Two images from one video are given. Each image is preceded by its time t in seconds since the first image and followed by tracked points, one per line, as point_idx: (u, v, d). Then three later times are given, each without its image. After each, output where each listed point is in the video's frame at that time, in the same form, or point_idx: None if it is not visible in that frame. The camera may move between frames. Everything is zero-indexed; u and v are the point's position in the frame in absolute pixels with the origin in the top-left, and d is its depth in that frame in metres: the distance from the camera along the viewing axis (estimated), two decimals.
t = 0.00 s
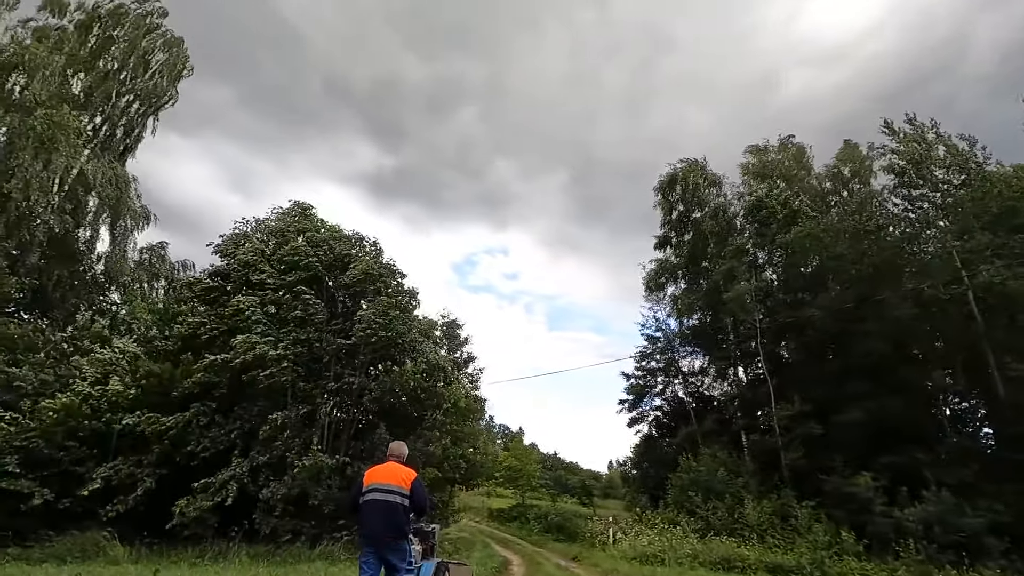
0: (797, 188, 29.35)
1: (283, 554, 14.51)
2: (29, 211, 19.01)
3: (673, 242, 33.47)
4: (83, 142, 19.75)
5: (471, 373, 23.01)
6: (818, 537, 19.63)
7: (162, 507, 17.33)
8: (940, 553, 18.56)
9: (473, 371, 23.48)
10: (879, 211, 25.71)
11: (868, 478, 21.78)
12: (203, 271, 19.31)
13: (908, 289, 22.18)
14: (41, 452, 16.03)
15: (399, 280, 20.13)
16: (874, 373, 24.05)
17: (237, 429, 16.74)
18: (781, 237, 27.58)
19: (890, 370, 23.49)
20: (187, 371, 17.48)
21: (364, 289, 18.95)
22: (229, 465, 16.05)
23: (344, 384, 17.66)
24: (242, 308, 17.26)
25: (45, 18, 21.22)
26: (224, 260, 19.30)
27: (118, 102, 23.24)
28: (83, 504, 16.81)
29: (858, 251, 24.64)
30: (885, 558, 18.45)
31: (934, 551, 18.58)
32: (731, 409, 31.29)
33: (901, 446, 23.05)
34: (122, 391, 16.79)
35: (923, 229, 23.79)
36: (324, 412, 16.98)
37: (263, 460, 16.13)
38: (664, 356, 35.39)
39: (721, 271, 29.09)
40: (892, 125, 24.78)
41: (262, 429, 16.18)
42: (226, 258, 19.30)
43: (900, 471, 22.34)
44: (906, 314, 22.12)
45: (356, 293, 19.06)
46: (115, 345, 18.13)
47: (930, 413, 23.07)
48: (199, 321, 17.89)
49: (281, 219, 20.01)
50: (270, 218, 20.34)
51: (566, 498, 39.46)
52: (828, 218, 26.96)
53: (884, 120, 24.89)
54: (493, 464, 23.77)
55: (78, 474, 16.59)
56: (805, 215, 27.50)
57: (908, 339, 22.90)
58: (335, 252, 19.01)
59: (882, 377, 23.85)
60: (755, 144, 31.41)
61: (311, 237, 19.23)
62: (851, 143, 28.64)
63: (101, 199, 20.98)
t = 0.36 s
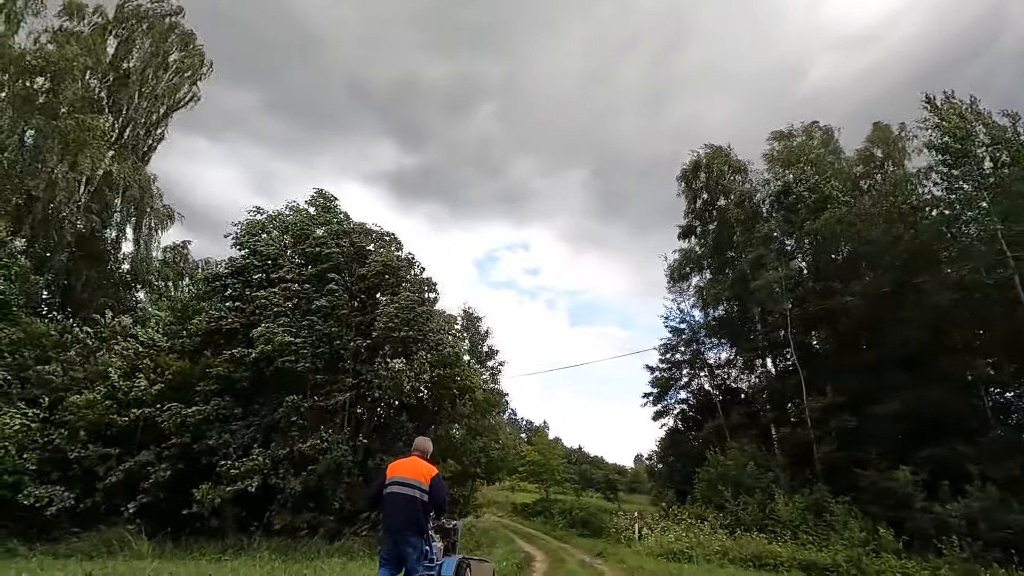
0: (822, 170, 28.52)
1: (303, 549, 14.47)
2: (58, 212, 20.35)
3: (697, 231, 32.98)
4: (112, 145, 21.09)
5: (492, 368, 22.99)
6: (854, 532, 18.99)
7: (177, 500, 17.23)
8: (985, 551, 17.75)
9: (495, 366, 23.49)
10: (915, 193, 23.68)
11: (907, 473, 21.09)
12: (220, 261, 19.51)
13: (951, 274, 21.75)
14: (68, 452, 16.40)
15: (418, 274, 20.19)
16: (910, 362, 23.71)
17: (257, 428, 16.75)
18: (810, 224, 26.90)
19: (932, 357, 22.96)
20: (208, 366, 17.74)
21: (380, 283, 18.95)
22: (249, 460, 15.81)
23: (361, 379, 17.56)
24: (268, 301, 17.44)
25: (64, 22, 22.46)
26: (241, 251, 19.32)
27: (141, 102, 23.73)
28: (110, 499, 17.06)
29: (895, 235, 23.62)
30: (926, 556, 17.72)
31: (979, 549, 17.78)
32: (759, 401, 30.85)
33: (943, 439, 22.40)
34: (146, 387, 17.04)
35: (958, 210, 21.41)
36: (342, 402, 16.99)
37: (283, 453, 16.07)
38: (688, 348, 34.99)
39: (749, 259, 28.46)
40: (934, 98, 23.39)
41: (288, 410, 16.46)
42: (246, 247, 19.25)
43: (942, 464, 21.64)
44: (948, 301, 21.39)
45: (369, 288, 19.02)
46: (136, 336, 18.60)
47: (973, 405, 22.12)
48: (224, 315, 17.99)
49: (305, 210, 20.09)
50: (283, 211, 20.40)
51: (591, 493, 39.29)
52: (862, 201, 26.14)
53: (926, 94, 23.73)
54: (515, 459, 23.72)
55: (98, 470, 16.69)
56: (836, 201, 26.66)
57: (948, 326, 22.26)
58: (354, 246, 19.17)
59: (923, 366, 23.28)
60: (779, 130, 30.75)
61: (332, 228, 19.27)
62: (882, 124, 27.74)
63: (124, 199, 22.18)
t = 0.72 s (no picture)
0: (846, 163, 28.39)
1: (315, 548, 14.41)
2: (75, 214, 21.25)
3: (716, 226, 32.68)
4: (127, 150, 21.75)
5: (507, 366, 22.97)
6: (884, 533, 18.49)
7: (192, 497, 17.40)
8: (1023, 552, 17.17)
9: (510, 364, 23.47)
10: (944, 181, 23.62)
11: (937, 471, 20.57)
12: (234, 256, 19.62)
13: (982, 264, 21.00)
14: (72, 451, 16.64)
15: (436, 270, 20.27)
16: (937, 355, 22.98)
17: (272, 423, 16.86)
18: (834, 218, 26.53)
19: (961, 349, 21.95)
20: (217, 366, 17.61)
21: (392, 280, 18.95)
22: (266, 451, 15.75)
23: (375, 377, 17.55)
24: (286, 293, 17.41)
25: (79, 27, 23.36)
26: (256, 247, 19.32)
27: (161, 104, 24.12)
28: (118, 497, 17.00)
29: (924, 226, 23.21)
30: (961, 558, 17.19)
31: (1016, 550, 17.20)
32: (780, 398, 30.51)
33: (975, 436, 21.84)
34: (155, 386, 17.20)
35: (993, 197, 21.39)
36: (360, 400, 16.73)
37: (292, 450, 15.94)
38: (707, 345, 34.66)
39: (770, 253, 27.95)
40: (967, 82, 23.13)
41: (303, 399, 16.41)
42: (259, 244, 19.16)
43: (974, 462, 21.04)
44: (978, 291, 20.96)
45: (381, 284, 19.05)
46: (147, 332, 18.78)
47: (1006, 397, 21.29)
48: (238, 311, 17.95)
49: (325, 206, 20.12)
50: (294, 206, 20.38)
51: (608, 492, 39.07)
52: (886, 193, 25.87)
53: (960, 77, 23.34)
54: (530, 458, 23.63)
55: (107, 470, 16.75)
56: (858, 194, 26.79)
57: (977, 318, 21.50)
58: (371, 242, 19.18)
59: (952, 359, 22.27)
60: (799, 121, 30.04)
61: (355, 224, 19.24)
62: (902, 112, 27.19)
63: (141, 199, 22.62)
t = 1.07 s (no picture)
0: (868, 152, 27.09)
1: (329, 553, 14.38)
2: (97, 215, 21.41)
3: (736, 221, 32.84)
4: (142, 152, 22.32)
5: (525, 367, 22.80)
6: (922, 539, 17.91)
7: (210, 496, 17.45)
8: None
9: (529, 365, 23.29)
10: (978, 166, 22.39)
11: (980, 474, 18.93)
12: (251, 253, 19.74)
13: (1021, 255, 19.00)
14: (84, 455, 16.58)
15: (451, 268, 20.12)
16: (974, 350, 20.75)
17: (284, 423, 16.98)
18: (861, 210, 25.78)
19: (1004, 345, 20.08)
20: (232, 367, 17.63)
21: (408, 279, 18.83)
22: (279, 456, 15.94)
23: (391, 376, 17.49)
24: (302, 291, 17.62)
25: (93, 32, 23.87)
26: (275, 246, 19.60)
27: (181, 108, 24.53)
28: (136, 498, 17.11)
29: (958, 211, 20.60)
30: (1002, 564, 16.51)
31: None
32: (806, 397, 30.08)
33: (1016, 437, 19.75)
34: (159, 387, 17.08)
35: None
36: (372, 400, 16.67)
37: (311, 452, 15.99)
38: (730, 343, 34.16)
39: (796, 249, 27.42)
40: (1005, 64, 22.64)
41: (319, 396, 16.53)
42: (279, 244, 19.50)
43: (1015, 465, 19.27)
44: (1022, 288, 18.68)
45: (399, 285, 18.93)
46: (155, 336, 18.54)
47: None
48: (253, 306, 18.09)
49: (348, 205, 20.29)
50: (317, 204, 20.51)
51: (630, 494, 38.77)
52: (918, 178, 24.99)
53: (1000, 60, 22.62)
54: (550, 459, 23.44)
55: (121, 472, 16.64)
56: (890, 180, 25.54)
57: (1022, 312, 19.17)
58: (388, 239, 19.13)
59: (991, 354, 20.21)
60: (821, 112, 29.42)
61: (378, 224, 19.33)
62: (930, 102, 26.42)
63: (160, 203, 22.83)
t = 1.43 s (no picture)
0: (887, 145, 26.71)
1: (335, 557, 14.32)
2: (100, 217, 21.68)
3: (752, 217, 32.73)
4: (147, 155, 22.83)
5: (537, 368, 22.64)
6: (954, 543, 17.30)
7: (217, 498, 17.33)
8: None
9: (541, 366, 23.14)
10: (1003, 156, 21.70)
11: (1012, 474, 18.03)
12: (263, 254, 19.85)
13: None
14: (90, 456, 16.54)
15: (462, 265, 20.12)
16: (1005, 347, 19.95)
17: (290, 424, 17.03)
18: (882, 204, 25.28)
19: None
20: (242, 365, 17.56)
21: (418, 276, 18.85)
22: (291, 451, 15.93)
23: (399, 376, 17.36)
24: (314, 289, 17.70)
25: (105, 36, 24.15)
26: (287, 247, 19.75)
27: (195, 111, 24.76)
28: (143, 501, 17.05)
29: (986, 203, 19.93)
30: None
31: None
32: (826, 397, 29.64)
33: None
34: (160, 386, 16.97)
35: None
36: (384, 399, 16.69)
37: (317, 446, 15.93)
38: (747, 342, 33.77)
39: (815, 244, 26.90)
40: None
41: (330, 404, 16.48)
42: (290, 244, 19.65)
43: None
44: None
45: (410, 284, 18.94)
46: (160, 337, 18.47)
47: None
48: (260, 303, 18.18)
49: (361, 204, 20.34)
50: (333, 204, 20.56)
51: (645, 497, 38.42)
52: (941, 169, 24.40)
53: None
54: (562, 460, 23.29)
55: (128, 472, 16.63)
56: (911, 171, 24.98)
57: None
58: (397, 238, 19.15)
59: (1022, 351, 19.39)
60: (841, 105, 28.99)
61: (386, 220, 19.43)
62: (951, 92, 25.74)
63: (173, 207, 22.99)
